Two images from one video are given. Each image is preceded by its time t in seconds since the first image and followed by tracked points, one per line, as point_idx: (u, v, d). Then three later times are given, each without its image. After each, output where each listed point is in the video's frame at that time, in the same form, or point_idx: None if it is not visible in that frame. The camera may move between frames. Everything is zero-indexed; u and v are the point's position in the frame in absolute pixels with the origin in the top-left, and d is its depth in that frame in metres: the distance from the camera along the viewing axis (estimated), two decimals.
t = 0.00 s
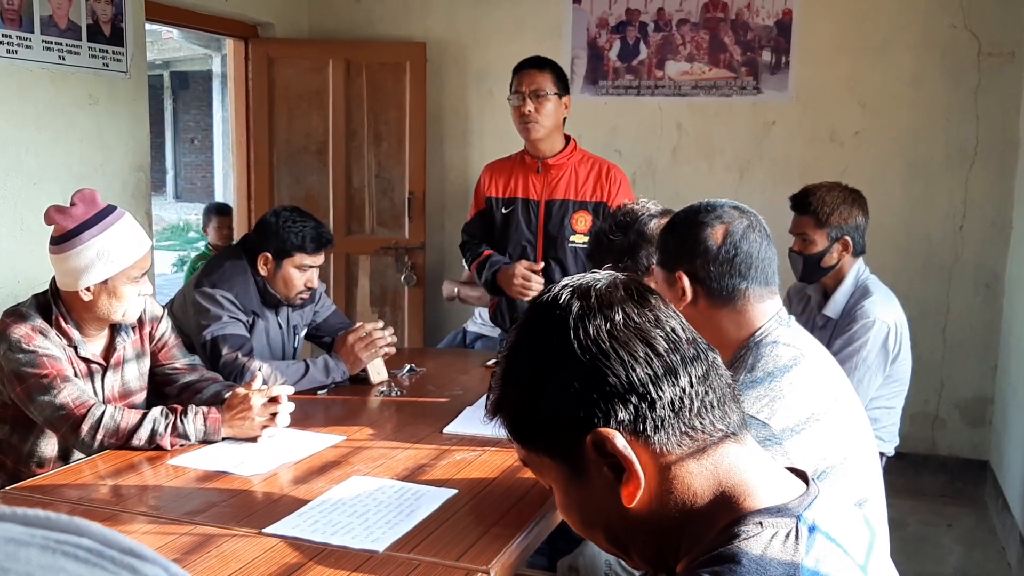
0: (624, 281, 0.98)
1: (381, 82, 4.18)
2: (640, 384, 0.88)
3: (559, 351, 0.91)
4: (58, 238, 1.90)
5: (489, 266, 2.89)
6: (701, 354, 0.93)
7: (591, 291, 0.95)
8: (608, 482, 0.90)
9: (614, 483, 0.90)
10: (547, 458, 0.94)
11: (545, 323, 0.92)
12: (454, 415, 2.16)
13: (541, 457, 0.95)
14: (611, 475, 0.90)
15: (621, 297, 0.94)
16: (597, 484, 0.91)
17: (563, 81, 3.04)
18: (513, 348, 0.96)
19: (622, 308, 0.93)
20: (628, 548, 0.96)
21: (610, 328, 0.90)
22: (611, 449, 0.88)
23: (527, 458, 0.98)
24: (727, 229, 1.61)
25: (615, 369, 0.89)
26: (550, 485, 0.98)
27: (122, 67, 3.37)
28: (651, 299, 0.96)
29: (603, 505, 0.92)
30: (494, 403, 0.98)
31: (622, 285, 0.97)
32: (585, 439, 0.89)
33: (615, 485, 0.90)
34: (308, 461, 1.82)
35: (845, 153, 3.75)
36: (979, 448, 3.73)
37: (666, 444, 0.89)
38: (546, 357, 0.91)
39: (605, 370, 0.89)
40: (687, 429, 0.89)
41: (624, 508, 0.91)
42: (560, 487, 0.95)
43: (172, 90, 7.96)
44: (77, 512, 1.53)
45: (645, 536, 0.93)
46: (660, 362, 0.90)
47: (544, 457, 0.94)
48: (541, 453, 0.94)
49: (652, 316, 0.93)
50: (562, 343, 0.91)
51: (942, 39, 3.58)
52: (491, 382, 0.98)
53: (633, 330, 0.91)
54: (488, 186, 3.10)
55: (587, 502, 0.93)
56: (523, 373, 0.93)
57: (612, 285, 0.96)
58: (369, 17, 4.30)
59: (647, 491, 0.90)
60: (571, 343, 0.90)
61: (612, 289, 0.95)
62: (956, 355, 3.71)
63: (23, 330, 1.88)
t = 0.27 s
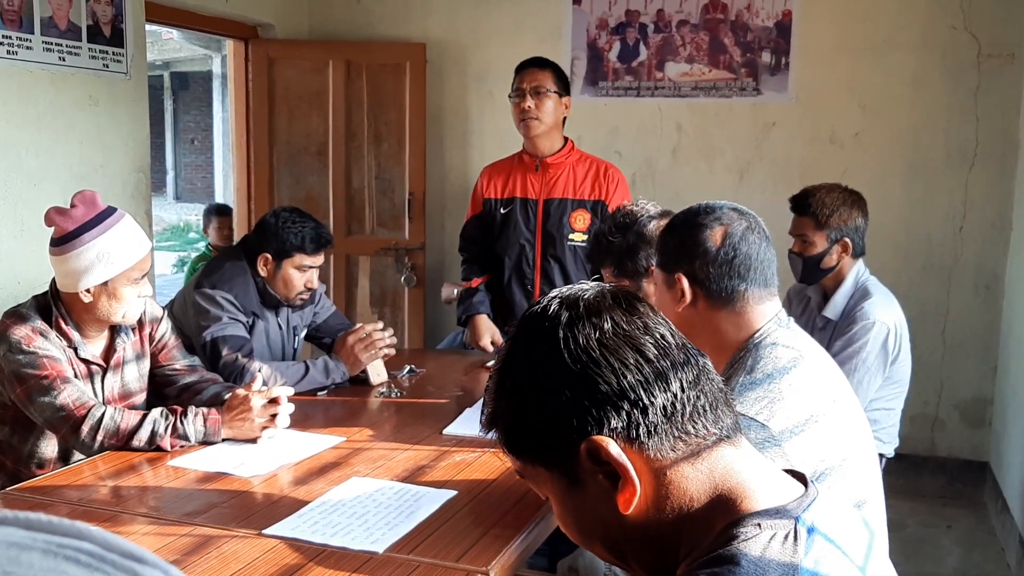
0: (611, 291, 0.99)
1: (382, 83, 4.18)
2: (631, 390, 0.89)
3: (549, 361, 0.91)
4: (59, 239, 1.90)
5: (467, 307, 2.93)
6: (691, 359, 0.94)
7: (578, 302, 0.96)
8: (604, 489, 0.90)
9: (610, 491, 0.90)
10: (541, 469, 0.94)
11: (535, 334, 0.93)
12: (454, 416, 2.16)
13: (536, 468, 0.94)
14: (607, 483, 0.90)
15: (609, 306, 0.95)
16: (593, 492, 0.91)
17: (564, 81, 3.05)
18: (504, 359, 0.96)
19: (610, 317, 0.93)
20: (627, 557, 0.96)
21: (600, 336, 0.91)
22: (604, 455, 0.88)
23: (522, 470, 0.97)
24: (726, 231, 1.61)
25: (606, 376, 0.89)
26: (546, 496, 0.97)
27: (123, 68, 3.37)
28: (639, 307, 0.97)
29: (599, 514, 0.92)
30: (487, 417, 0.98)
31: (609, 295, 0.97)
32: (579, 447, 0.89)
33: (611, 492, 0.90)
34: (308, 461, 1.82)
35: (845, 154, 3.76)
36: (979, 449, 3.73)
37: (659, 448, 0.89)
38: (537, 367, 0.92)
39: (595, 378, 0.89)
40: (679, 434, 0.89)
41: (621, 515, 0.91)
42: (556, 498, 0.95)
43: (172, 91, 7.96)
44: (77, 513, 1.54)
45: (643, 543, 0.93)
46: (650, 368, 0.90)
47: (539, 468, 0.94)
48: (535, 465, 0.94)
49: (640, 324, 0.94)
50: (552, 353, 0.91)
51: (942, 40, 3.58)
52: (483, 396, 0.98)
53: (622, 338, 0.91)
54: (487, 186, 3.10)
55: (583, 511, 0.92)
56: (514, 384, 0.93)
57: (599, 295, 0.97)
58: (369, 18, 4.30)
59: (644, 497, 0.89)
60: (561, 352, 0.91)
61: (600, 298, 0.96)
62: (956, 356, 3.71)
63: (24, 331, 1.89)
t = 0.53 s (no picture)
0: (626, 288, 0.98)
1: (382, 83, 4.18)
2: (641, 389, 0.89)
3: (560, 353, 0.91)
4: (60, 240, 1.90)
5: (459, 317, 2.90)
6: (700, 360, 0.94)
7: (594, 296, 0.95)
8: (604, 485, 0.90)
9: (611, 487, 0.90)
10: (543, 458, 0.93)
11: (548, 325, 0.92)
12: (453, 417, 2.17)
13: (537, 459, 0.94)
14: (608, 478, 0.90)
15: (625, 302, 0.95)
16: (594, 486, 0.91)
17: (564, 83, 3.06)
18: (514, 346, 0.95)
19: (625, 313, 0.93)
20: (622, 552, 0.96)
21: (613, 333, 0.91)
22: (609, 451, 0.88)
23: (522, 458, 0.97)
24: (724, 231, 1.62)
25: (617, 373, 0.89)
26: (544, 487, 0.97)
27: (124, 68, 3.38)
28: (653, 306, 0.97)
29: (598, 509, 0.92)
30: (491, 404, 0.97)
31: (624, 291, 0.97)
32: (584, 442, 0.89)
33: (612, 488, 0.90)
34: (308, 461, 1.83)
35: (845, 154, 3.76)
36: (979, 450, 3.74)
37: (666, 448, 0.89)
38: (547, 358, 0.91)
39: (606, 374, 0.89)
40: (687, 434, 0.90)
41: (620, 511, 0.91)
42: (555, 489, 0.94)
43: (173, 91, 7.97)
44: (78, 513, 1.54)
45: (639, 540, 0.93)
46: (661, 367, 0.90)
47: (540, 458, 0.94)
48: (537, 455, 0.94)
49: (654, 323, 0.94)
50: (565, 345, 0.91)
51: (943, 41, 3.59)
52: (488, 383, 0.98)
53: (636, 335, 0.92)
54: (486, 187, 3.11)
55: (582, 505, 0.92)
56: (523, 373, 0.92)
57: (615, 290, 0.97)
58: (369, 19, 4.31)
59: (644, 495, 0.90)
60: (574, 344, 0.90)
61: (616, 294, 0.96)
62: (956, 357, 3.71)
63: (25, 331, 1.89)
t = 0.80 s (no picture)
0: (676, 276, 0.98)
1: (381, 84, 4.18)
2: (672, 381, 0.89)
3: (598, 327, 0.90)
4: (59, 240, 1.90)
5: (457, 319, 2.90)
6: (730, 362, 0.94)
7: (645, 278, 0.95)
8: (608, 466, 0.91)
9: (617, 468, 0.90)
10: (554, 427, 0.93)
11: (592, 298, 0.92)
12: (451, 417, 2.17)
13: (547, 426, 0.94)
14: (614, 460, 0.90)
15: (673, 290, 0.94)
16: (598, 465, 0.91)
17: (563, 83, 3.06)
18: (552, 309, 0.95)
19: (672, 302, 0.93)
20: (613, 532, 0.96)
21: (656, 319, 0.91)
22: (624, 434, 0.88)
23: (529, 419, 0.97)
24: (722, 232, 1.62)
25: (652, 361, 0.89)
26: (543, 454, 0.98)
27: (123, 69, 3.38)
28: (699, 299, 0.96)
29: (595, 488, 0.92)
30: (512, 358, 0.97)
31: (674, 278, 0.96)
32: (600, 420, 0.89)
33: (617, 471, 0.90)
34: (306, 462, 1.83)
35: (844, 155, 3.76)
36: (978, 450, 3.74)
37: (682, 444, 0.89)
38: (583, 330, 0.91)
39: (639, 358, 0.89)
40: (707, 432, 0.90)
41: (618, 493, 0.91)
42: (559, 459, 0.94)
43: (173, 91, 7.97)
44: (75, 513, 1.54)
45: (631, 524, 0.94)
46: (694, 362, 0.90)
47: (551, 426, 0.94)
48: (548, 422, 0.94)
49: (698, 317, 0.93)
50: (604, 320, 0.90)
51: (941, 42, 3.59)
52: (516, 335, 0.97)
53: (678, 326, 0.91)
54: (485, 186, 3.10)
55: (581, 480, 0.93)
56: (554, 337, 0.92)
57: (666, 277, 0.96)
58: (368, 19, 4.31)
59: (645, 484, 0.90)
60: (614, 321, 0.90)
61: (667, 281, 0.95)
62: (955, 357, 3.72)
63: (23, 332, 1.89)
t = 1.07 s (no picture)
0: (713, 276, 0.98)
1: (382, 85, 4.19)
2: (703, 383, 0.89)
3: (635, 319, 0.90)
4: (60, 242, 1.91)
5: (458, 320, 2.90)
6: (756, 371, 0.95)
7: (686, 276, 0.95)
8: (624, 457, 0.91)
9: (633, 460, 0.91)
10: (575, 413, 0.93)
11: (630, 290, 0.92)
12: (452, 419, 2.17)
13: (567, 410, 0.94)
14: (631, 453, 0.91)
15: (712, 292, 0.94)
16: (613, 455, 0.92)
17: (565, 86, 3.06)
18: (589, 294, 0.94)
19: (710, 303, 0.93)
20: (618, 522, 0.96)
21: (694, 319, 0.91)
22: (647, 429, 0.88)
23: (548, 398, 0.97)
24: (721, 234, 1.65)
25: (685, 361, 0.89)
26: (557, 436, 0.98)
27: (124, 71, 3.38)
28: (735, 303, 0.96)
29: (607, 478, 0.93)
30: (540, 335, 0.97)
31: (711, 278, 0.96)
32: (622, 412, 0.89)
33: (633, 464, 0.90)
34: (306, 463, 1.83)
35: (844, 157, 3.76)
36: (978, 452, 3.74)
37: (703, 446, 0.89)
38: (617, 321, 0.90)
39: (672, 356, 0.88)
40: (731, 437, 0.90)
41: (630, 485, 0.92)
42: (574, 445, 0.95)
43: (174, 93, 7.98)
44: (76, 514, 1.54)
45: (638, 515, 0.94)
46: (724, 365, 0.91)
47: (571, 412, 0.94)
48: (568, 406, 0.94)
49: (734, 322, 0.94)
50: (642, 313, 0.90)
51: (942, 44, 3.59)
52: (545, 313, 0.97)
53: (714, 329, 0.91)
54: (485, 188, 3.11)
55: (596, 468, 0.93)
56: (587, 324, 0.92)
57: (707, 277, 0.96)
58: (369, 21, 4.31)
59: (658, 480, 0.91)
60: (650, 316, 0.90)
61: (705, 281, 0.95)
62: (955, 359, 3.72)
63: (24, 333, 1.90)
